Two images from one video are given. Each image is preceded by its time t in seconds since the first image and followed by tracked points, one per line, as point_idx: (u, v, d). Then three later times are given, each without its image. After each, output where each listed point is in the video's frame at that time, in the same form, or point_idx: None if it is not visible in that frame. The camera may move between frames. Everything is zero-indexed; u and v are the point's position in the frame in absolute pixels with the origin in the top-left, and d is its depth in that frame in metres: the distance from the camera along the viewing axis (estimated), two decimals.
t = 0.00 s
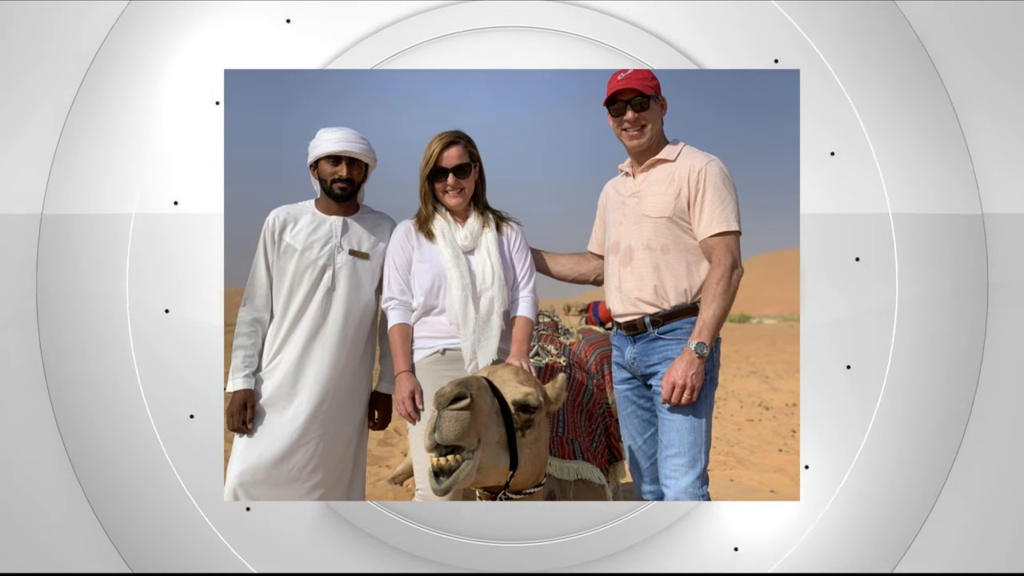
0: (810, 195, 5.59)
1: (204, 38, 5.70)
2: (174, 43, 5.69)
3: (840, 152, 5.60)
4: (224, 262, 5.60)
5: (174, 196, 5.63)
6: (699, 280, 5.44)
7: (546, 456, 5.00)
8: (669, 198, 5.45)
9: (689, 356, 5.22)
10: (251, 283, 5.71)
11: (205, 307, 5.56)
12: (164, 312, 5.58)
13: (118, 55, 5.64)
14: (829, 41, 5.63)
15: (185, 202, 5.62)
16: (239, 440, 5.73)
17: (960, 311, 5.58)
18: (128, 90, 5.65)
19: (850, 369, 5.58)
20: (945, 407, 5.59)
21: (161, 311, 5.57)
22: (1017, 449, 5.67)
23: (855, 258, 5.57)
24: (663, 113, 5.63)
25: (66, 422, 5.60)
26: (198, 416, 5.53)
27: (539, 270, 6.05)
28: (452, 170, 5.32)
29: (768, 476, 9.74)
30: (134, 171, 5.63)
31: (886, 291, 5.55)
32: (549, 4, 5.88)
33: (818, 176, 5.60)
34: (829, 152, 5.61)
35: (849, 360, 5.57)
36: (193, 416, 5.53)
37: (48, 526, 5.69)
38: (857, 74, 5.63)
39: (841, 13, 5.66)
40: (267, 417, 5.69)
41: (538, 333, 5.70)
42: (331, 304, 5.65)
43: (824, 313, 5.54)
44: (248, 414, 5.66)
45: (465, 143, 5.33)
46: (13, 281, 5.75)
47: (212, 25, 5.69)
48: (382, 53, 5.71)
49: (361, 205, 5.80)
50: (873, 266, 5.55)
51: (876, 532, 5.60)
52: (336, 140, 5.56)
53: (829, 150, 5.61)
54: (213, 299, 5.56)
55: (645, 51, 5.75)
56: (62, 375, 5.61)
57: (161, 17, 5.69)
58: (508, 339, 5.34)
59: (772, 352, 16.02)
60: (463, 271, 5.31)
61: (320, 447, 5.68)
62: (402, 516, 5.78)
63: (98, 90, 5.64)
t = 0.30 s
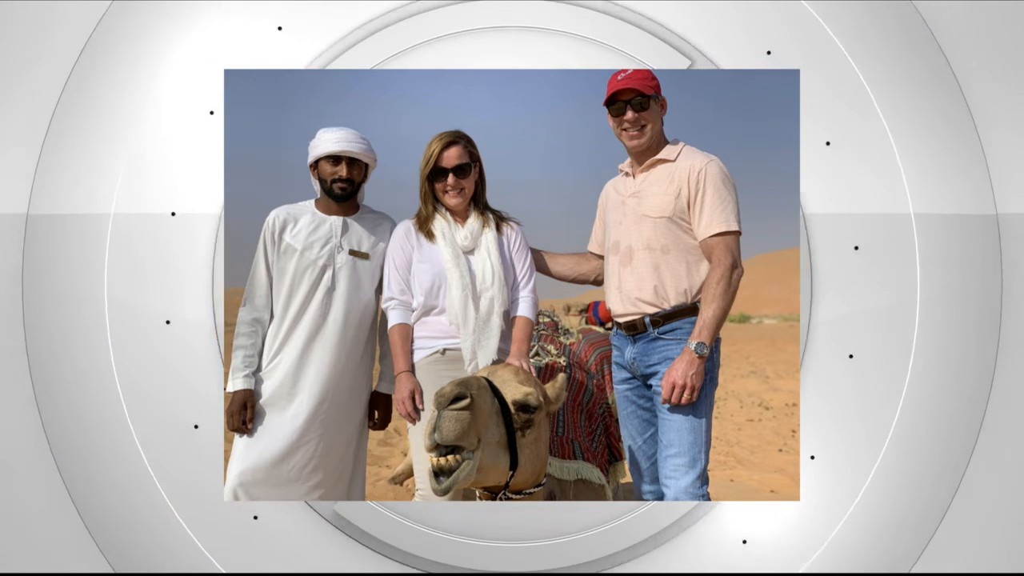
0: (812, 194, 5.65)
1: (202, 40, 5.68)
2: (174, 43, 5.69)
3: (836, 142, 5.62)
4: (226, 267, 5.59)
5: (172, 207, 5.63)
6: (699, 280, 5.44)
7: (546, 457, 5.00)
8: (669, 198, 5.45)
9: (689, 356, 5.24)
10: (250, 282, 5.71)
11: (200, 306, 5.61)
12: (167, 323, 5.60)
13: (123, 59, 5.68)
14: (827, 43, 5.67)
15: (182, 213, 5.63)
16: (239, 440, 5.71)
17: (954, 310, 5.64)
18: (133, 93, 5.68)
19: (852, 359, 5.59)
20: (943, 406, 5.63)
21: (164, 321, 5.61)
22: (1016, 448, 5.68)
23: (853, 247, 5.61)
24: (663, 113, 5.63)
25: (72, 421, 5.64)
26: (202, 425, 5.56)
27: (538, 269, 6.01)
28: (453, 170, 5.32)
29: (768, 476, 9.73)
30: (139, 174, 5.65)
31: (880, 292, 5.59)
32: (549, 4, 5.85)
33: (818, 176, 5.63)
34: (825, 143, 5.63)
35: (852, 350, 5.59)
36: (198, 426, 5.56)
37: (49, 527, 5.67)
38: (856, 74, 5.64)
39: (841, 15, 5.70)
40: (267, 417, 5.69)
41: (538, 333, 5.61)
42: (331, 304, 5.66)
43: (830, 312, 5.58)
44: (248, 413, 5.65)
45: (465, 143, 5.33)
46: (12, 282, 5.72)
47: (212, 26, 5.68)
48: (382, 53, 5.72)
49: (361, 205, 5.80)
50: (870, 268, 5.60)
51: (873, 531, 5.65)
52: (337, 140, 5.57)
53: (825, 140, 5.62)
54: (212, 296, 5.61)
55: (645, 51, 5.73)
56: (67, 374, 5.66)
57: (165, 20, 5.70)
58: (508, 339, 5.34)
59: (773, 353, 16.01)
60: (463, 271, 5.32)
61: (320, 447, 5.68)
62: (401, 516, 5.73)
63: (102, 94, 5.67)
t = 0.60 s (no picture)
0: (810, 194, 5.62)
1: (201, 41, 5.69)
2: (174, 44, 5.70)
3: (831, 132, 5.62)
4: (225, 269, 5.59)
5: (170, 218, 5.64)
6: (699, 280, 5.44)
7: (546, 457, 5.00)
8: (669, 198, 5.45)
9: (689, 356, 5.24)
10: (250, 283, 5.72)
11: (207, 305, 5.57)
12: (168, 333, 5.59)
13: (124, 61, 5.70)
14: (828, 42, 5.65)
15: (180, 221, 5.63)
16: (239, 440, 5.72)
17: (951, 310, 5.64)
18: (134, 95, 5.69)
19: (854, 348, 5.62)
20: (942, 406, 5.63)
21: (165, 332, 5.59)
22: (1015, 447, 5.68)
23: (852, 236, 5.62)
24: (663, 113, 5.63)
25: (74, 421, 5.63)
26: (207, 435, 5.57)
27: (539, 269, 6.04)
28: (453, 170, 5.32)
29: (768, 476, 9.73)
30: (140, 177, 5.66)
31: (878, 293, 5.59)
32: (548, 4, 5.84)
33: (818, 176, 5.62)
34: (819, 132, 5.63)
35: (853, 338, 5.61)
36: (202, 436, 5.56)
37: (49, 528, 5.65)
38: (857, 73, 5.63)
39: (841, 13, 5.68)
40: (267, 417, 5.69)
41: (538, 333, 5.63)
42: (331, 304, 5.66)
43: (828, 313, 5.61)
44: (248, 414, 5.65)
45: (465, 143, 5.33)
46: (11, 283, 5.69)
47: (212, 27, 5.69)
48: (382, 53, 5.71)
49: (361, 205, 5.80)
50: (870, 268, 5.60)
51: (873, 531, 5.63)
52: (336, 140, 5.56)
53: (820, 130, 5.63)
54: (214, 294, 5.57)
55: (646, 52, 5.73)
56: (69, 376, 5.64)
57: (166, 23, 5.71)
58: (508, 339, 5.33)
59: (772, 353, 16.01)
60: (463, 271, 5.32)
61: (320, 447, 5.68)
62: (401, 516, 5.72)
63: (105, 98, 5.70)
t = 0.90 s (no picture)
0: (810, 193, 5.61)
1: (201, 40, 5.69)
2: (175, 43, 5.69)
3: (825, 122, 5.63)
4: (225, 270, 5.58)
5: (168, 229, 5.62)
6: (699, 280, 5.44)
7: (546, 456, 5.00)
8: (669, 198, 5.45)
9: (689, 356, 5.23)
10: (250, 283, 5.72)
11: (207, 306, 5.59)
12: (169, 345, 5.59)
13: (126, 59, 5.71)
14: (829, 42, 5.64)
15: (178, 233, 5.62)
16: (239, 440, 5.73)
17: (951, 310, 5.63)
18: (134, 95, 5.69)
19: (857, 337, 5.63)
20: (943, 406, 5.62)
21: (166, 343, 5.59)
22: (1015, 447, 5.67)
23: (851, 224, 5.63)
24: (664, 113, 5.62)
25: (75, 422, 5.61)
26: (212, 446, 5.56)
27: (539, 269, 6.03)
28: (452, 170, 5.32)
29: (768, 476, 9.74)
30: (140, 177, 5.66)
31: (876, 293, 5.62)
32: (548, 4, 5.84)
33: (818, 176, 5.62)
34: (813, 122, 5.64)
35: (856, 326, 5.61)
36: (207, 446, 5.56)
37: (49, 528, 5.63)
38: (857, 73, 5.63)
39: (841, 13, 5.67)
40: (267, 417, 5.70)
41: (538, 333, 5.63)
42: (331, 304, 5.65)
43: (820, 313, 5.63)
44: (248, 413, 5.67)
45: (465, 143, 5.32)
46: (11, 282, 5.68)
47: (212, 27, 5.68)
48: (382, 53, 5.73)
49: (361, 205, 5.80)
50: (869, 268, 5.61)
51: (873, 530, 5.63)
52: (337, 140, 5.57)
53: (814, 121, 5.64)
54: (214, 297, 5.59)
55: (645, 52, 5.77)
56: (69, 376, 5.64)
57: (166, 22, 5.71)
58: (508, 339, 5.34)
59: (772, 353, 16.02)
60: (462, 271, 5.32)
61: (320, 447, 5.69)
62: (401, 516, 5.69)
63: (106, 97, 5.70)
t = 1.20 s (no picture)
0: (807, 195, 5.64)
1: (201, 40, 5.71)
2: (175, 42, 5.73)
3: (821, 112, 5.66)
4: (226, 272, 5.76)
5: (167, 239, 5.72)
6: (699, 280, 5.44)
7: (546, 456, 4.99)
8: (669, 198, 5.44)
9: (689, 356, 5.21)
10: (250, 283, 5.71)
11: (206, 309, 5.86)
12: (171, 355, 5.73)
13: (126, 56, 5.73)
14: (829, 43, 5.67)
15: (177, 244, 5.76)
16: (239, 440, 5.68)
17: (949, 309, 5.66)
18: (134, 94, 5.73)
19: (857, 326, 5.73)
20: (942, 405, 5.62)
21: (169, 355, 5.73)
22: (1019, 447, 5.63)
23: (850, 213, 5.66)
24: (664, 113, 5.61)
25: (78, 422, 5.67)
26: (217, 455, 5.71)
27: (539, 269, 6.04)
28: (453, 170, 5.31)
29: (768, 476, 9.75)
30: (138, 176, 5.71)
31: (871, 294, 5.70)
32: (549, 4, 5.83)
33: (815, 176, 5.65)
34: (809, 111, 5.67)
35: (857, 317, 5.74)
36: (212, 455, 5.71)
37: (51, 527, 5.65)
38: (856, 73, 5.65)
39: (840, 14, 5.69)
40: (267, 417, 5.66)
41: (538, 333, 5.73)
42: (331, 304, 5.64)
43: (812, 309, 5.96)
44: (247, 413, 5.64)
45: (465, 143, 5.32)
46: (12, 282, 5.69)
47: (212, 27, 5.70)
48: (382, 53, 5.70)
49: (361, 205, 5.80)
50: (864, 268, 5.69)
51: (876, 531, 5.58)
52: (337, 140, 5.55)
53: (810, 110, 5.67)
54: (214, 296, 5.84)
55: (645, 53, 5.72)
56: (71, 376, 5.68)
57: (167, 20, 5.73)
58: (508, 339, 5.34)
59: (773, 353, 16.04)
60: (463, 271, 5.31)
61: (320, 446, 5.65)
62: (401, 516, 5.80)
63: (104, 93, 5.73)
